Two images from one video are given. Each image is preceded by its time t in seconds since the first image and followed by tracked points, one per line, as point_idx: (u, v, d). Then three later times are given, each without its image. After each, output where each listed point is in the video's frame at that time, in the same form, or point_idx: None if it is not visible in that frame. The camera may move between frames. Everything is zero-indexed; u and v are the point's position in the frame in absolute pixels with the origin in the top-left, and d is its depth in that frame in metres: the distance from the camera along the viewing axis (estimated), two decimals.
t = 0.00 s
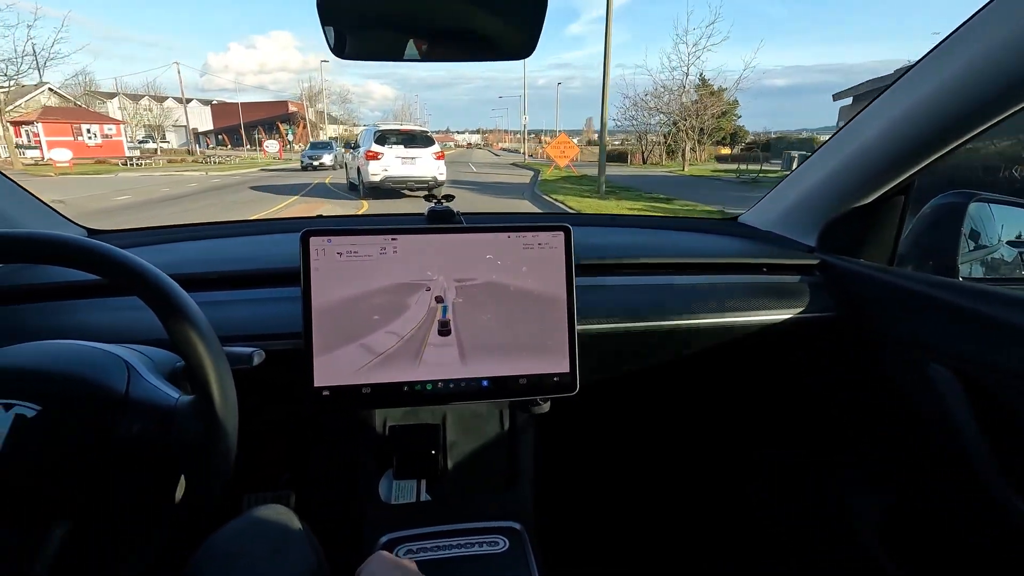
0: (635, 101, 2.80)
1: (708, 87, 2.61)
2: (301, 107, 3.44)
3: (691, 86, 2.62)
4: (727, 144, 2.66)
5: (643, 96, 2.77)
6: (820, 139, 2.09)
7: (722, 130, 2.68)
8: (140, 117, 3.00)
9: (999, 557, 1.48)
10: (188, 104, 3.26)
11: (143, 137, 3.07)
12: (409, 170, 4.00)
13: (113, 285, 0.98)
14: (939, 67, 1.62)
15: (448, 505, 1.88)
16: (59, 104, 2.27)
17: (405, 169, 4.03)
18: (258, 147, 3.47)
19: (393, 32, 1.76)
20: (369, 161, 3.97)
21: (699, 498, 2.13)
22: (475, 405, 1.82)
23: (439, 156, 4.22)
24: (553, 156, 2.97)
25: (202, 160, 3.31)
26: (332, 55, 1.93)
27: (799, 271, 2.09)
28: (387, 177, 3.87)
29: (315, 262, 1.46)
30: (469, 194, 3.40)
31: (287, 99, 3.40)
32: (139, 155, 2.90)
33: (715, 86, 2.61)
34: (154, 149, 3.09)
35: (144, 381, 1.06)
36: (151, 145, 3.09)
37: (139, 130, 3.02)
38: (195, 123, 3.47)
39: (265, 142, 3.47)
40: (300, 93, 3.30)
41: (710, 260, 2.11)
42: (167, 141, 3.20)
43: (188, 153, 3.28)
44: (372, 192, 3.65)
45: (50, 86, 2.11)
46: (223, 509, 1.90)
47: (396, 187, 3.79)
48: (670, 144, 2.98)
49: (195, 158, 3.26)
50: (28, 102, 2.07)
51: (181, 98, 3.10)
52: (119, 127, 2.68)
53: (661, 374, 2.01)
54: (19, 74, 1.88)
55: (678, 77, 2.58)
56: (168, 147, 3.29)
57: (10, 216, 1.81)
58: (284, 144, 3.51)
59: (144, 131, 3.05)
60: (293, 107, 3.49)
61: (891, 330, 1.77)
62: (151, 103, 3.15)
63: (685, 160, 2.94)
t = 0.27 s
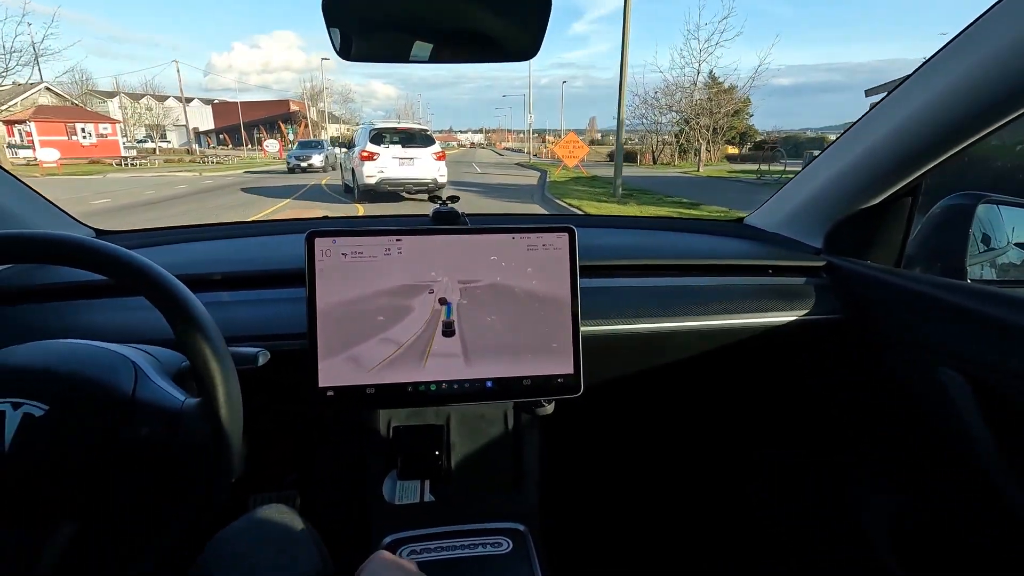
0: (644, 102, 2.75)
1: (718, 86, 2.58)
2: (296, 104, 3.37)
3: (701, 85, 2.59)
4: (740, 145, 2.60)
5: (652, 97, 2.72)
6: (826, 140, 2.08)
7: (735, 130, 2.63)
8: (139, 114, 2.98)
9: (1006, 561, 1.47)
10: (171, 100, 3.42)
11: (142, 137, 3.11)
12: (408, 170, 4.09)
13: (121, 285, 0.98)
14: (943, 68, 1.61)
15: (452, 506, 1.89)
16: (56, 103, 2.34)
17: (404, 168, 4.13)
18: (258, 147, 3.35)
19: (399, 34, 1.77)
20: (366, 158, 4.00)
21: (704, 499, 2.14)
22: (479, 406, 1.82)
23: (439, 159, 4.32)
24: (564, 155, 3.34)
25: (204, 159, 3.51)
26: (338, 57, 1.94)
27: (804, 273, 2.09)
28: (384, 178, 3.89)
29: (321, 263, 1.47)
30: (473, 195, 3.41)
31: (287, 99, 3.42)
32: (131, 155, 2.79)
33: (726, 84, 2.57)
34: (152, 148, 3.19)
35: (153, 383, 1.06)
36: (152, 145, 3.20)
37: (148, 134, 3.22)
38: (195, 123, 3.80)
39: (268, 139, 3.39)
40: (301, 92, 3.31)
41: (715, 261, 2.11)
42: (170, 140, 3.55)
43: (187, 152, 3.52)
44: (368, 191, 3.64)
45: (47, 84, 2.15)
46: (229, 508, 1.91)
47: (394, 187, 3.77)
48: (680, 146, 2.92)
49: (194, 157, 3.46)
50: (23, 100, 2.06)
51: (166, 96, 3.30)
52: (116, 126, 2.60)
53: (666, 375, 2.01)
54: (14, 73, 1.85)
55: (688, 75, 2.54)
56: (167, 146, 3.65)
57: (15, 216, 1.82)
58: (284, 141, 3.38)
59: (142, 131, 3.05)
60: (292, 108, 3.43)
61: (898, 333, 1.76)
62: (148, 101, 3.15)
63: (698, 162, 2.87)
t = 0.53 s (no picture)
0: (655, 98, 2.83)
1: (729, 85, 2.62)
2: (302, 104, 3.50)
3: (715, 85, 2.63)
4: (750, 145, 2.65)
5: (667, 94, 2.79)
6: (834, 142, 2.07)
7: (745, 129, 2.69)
8: (138, 114, 2.99)
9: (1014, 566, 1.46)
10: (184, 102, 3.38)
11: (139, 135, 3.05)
12: (405, 170, 3.88)
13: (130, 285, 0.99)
14: (948, 72, 1.60)
15: (457, 506, 1.89)
16: (55, 103, 2.35)
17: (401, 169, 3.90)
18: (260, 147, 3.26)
19: (405, 35, 1.77)
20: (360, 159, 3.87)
21: (715, 501, 2.15)
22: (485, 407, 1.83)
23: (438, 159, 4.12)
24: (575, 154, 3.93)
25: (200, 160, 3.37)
26: (345, 57, 1.94)
27: (812, 274, 2.08)
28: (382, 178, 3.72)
29: (328, 263, 1.48)
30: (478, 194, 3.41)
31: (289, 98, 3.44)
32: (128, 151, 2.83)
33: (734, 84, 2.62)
34: (150, 148, 3.07)
35: (160, 381, 1.09)
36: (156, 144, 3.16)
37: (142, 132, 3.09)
38: (194, 123, 3.61)
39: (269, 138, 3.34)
40: (303, 91, 3.32)
41: (721, 262, 2.11)
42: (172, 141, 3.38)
43: (187, 153, 3.39)
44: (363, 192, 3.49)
45: (43, 84, 2.14)
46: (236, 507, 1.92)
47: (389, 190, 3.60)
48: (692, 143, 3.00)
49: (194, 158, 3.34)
50: (19, 100, 2.06)
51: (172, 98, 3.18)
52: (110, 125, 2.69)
53: (672, 376, 2.01)
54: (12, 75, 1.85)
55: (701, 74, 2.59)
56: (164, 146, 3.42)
57: (22, 215, 1.83)
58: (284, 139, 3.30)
59: (142, 130, 3.05)
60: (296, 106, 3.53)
61: (907, 335, 1.75)
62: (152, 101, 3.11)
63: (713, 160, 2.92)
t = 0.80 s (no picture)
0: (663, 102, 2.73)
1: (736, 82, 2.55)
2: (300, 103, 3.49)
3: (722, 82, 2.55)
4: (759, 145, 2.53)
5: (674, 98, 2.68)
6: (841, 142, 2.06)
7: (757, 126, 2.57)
8: (136, 113, 3.10)
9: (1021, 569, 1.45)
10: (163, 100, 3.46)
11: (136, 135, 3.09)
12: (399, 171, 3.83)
13: (137, 284, 1.00)
14: (956, 72, 1.60)
15: (461, 507, 1.89)
16: (52, 103, 2.35)
17: (394, 171, 3.82)
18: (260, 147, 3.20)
19: (411, 36, 1.77)
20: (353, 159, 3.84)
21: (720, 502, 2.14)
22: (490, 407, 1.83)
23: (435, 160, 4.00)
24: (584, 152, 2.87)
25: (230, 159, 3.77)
26: (351, 57, 1.94)
27: (817, 275, 2.07)
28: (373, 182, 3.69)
29: (333, 263, 1.48)
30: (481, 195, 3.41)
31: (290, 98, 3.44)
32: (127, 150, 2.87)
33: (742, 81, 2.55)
34: (149, 149, 3.14)
35: (166, 380, 1.08)
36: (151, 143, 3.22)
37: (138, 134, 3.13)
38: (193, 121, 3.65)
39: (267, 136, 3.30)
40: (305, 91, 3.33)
41: (727, 262, 2.10)
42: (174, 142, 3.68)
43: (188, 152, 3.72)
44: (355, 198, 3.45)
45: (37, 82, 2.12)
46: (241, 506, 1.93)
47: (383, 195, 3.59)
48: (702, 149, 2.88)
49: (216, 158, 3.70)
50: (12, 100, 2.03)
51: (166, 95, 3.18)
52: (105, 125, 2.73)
53: (676, 377, 2.01)
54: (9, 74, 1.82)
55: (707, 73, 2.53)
56: (165, 145, 3.75)
57: (29, 214, 1.83)
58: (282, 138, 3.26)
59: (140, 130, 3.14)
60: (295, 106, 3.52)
61: (914, 337, 1.74)
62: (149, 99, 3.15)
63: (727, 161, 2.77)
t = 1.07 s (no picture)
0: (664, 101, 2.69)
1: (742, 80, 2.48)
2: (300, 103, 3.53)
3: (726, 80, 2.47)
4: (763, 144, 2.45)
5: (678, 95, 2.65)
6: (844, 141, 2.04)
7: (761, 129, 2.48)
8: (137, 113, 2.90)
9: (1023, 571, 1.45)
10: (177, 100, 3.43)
11: (136, 136, 2.93)
12: (393, 173, 3.80)
13: (139, 282, 1.00)
14: (961, 73, 1.59)
15: (461, 506, 1.89)
16: (45, 100, 2.33)
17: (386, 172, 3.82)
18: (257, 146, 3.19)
19: (414, 36, 1.78)
20: (344, 160, 3.86)
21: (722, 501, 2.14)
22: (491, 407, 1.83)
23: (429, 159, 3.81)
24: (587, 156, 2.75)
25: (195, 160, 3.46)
26: (353, 57, 1.95)
27: (821, 276, 2.06)
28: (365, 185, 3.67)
29: (335, 262, 1.48)
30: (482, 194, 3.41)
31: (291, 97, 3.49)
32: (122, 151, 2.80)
33: (750, 79, 2.48)
34: (146, 149, 2.97)
35: (168, 377, 1.08)
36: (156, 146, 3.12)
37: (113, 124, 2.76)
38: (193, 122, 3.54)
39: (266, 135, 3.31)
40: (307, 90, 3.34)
41: (729, 262, 2.09)
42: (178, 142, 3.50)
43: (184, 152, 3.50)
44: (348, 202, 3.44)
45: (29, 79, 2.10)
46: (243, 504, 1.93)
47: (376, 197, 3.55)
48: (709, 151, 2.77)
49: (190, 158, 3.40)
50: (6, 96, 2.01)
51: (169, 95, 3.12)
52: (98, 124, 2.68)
53: (678, 377, 2.01)
54: None
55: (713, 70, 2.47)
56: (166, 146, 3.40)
57: (35, 213, 1.84)
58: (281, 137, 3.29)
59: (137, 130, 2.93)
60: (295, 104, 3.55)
61: (918, 338, 1.74)
62: (150, 100, 3.05)
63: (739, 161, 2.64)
